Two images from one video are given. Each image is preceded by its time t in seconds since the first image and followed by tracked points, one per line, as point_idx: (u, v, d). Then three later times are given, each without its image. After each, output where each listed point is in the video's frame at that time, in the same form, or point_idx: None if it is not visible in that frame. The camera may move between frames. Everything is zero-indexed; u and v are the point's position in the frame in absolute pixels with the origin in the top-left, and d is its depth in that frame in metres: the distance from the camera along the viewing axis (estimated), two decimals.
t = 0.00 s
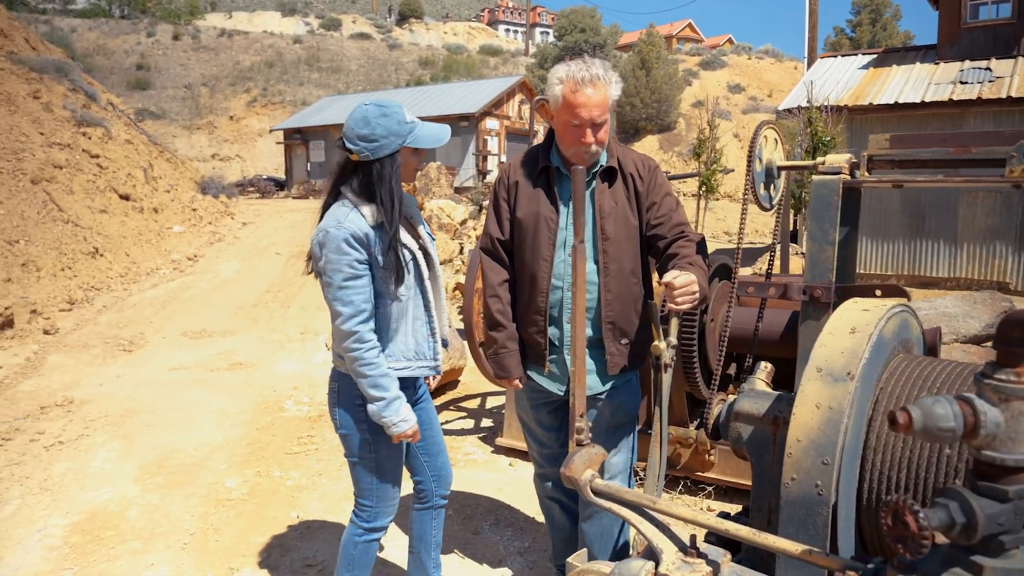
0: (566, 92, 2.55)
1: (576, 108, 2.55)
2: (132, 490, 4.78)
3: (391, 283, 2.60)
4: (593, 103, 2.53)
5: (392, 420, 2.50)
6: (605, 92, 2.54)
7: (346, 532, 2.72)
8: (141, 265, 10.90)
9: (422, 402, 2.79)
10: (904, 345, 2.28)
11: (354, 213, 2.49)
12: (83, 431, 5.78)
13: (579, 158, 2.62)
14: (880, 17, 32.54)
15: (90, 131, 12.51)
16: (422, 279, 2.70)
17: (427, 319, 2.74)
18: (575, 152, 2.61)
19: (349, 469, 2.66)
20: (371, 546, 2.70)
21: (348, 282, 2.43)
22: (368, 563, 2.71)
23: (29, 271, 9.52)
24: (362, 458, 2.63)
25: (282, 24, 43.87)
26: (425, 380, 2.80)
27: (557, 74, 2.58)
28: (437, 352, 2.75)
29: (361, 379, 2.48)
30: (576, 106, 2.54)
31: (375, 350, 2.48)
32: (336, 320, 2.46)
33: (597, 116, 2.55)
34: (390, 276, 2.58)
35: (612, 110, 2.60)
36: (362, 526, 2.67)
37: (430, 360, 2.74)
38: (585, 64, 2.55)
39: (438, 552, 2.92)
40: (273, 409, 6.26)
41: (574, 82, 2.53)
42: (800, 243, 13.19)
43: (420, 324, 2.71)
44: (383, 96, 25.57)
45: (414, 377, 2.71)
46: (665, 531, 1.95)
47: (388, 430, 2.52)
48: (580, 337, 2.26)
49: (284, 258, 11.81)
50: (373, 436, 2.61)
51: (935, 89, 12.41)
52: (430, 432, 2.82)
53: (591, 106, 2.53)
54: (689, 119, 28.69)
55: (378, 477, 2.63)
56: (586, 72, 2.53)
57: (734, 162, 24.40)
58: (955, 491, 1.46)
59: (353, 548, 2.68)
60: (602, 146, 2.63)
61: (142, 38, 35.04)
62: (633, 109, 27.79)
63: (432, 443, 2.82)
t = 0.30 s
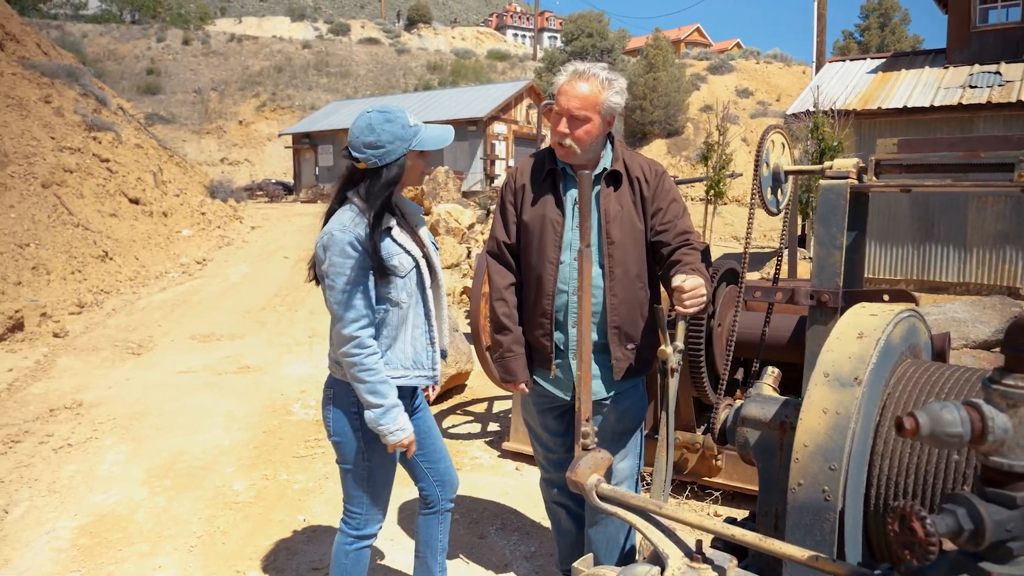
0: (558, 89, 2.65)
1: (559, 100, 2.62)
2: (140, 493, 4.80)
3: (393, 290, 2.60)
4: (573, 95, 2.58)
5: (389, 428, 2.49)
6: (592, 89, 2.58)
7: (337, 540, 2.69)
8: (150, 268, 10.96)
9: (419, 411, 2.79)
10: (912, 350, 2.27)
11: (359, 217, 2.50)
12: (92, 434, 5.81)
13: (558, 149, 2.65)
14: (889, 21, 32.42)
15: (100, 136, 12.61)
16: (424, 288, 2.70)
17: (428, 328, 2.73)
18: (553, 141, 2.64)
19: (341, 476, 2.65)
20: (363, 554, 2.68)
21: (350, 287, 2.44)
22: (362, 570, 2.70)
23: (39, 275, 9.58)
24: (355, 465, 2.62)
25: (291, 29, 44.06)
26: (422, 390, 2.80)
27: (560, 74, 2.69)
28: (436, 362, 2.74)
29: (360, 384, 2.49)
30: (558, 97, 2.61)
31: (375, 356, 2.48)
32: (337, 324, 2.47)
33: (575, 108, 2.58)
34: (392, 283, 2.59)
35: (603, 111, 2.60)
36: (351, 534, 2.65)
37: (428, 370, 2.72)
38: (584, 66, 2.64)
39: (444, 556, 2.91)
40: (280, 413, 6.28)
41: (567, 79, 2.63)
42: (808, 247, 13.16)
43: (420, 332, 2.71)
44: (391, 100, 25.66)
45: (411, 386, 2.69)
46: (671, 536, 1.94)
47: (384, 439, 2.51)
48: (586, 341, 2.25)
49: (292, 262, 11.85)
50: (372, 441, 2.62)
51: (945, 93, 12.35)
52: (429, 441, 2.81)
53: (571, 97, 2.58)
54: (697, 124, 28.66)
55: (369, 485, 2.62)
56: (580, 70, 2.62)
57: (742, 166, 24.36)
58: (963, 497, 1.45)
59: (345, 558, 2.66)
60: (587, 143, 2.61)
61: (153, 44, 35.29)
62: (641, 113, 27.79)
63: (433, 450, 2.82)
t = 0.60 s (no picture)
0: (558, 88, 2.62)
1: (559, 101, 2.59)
2: (148, 489, 4.81)
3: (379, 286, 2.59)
4: (572, 95, 2.55)
5: (356, 428, 2.45)
6: (591, 87, 2.54)
7: (333, 538, 2.72)
8: (158, 266, 11.00)
9: (417, 411, 2.79)
10: (922, 347, 2.26)
11: (349, 210, 2.51)
12: (100, 431, 5.83)
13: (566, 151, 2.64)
14: (899, 19, 32.27)
15: (109, 135, 12.66)
16: (413, 286, 2.68)
17: (416, 329, 2.72)
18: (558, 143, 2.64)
19: (334, 473, 2.67)
20: (357, 552, 2.70)
21: (331, 279, 2.44)
22: (359, 569, 2.71)
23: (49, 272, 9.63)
24: (344, 463, 2.63)
25: (298, 28, 44.14)
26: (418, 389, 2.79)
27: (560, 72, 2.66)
28: (422, 362, 2.71)
29: (335, 380, 2.47)
30: (558, 98, 2.59)
31: (352, 353, 2.47)
32: (320, 317, 2.47)
33: (574, 109, 2.55)
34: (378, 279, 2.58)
35: (605, 107, 2.57)
36: (345, 533, 2.67)
37: (414, 370, 2.70)
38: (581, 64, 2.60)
39: (448, 555, 2.91)
40: (288, 410, 6.29)
41: (566, 78, 2.60)
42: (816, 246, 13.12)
43: (407, 332, 2.69)
44: (398, 99, 25.68)
45: (398, 386, 2.66)
46: (679, 533, 1.93)
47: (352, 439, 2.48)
48: (593, 337, 2.24)
49: (300, 260, 11.88)
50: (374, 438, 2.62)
51: (955, 92, 12.28)
52: (426, 442, 2.81)
53: (571, 98, 2.55)
54: (705, 122, 28.58)
55: (361, 484, 2.63)
56: (580, 69, 2.58)
57: (750, 165, 24.29)
58: (975, 493, 1.43)
59: (340, 555, 2.68)
60: (591, 143, 2.60)
61: (161, 43, 35.42)
62: (649, 112, 27.73)
63: (432, 450, 2.82)
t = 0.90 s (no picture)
0: (566, 91, 2.58)
1: (573, 105, 2.56)
2: (162, 484, 4.85)
3: (382, 281, 2.59)
4: (587, 99, 2.52)
5: (360, 422, 2.46)
6: (604, 89, 2.51)
7: (341, 534, 2.73)
8: (176, 265, 11.09)
9: (424, 409, 2.79)
10: (936, 344, 2.22)
11: (350, 205, 2.52)
12: (117, 426, 5.89)
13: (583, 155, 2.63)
14: (919, 17, 31.89)
15: (128, 135, 12.80)
16: (415, 281, 2.68)
17: (418, 324, 2.72)
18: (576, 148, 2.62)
19: (340, 469, 2.68)
20: (365, 548, 2.71)
21: (333, 274, 2.45)
22: (366, 565, 2.72)
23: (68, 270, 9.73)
24: (349, 459, 2.64)
25: (315, 29, 44.35)
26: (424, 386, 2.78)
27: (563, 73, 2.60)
28: (424, 357, 2.71)
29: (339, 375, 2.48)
30: (572, 103, 2.55)
31: (355, 347, 2.47)
32: (322, 312, 2.48)
33: (592, 114, 2.54)
34: (380, 273, 2.58)
35: (617, 106, 2.57)
36: (352, 529, 2.68)
37: (417, 364, 2.69)
38: (591, 62, 2.55)
39: (456, 553, 2.91)
40: (302, 407, 6.31)
41: (573, 80, 2.54)
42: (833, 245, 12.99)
43: (410, 327, 2.70)
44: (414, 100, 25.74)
45: (402, 381, 2.67)
46: (685, 529, 1.91)
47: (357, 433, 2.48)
48: (600, 333, 2.22)
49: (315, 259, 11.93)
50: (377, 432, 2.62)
51: (975, 89, 12.10)
52: (433, 439, 2.81)
53: (588, 103, 2.53)
54: (722, 122, 28.40)
55: (366, 480, 2.64)
56: (587, 69, 2.52)
57: (768, 164, 24.11)
58: (986, 491, 1.39)
59: (347, 551, 2.69)
60: (607, 144, 2.59)
61: (180, 44, 35.77)
62: (666, 111, 27.61)
63: (440, 448, 2.82)
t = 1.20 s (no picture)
0: (579, 98, 2.54)
1: (589, 113, 2.54)
2: (176, 484, 4.90)
3: (387, 281, 2.62)
4: (605, 107, 2.51)
5: (394, 415, 2.43)
6: (617, 94, 2.51)
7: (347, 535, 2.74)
8: (196, 266, 11.20)
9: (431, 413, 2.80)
10: (944, 350, 2.18)
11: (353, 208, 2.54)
12: (135, 426, 5.97)
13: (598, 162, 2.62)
14: (944, 16, 31.46)
15: (150, 137, 12.97)
16: (420, 282, 2.70)
17: (423, 325, 2.74)
18: (594, 157, 2.60)
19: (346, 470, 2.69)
20: (371, 550, 2.72)
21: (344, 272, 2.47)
22: (372, 567, 2.72)
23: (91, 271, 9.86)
24: (355, 461, 2.65)
25: (337, 31, 44.64)
26: (429, 389, 2.79)
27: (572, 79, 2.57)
28: (430, 357, 2.74)
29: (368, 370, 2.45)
30: (588, 111, 2.53)
31: (379, 339, 2.46)
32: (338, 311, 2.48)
33: (610, 121, 2.53)
34: (386, 273, 2.61)
35: (629, 110, 2.58)
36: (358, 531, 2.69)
37: (423, 365, 2.73)
38: (601, 67, 2.52)
39: (463, 556, 2.90)
40: (316, 408, 6.34)
41: (586, 87, 2.51)
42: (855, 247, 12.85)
43: (415, 327, 2.72)
44: (434, 102, 25.82)
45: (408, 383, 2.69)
46: (682, 538, 1.91)
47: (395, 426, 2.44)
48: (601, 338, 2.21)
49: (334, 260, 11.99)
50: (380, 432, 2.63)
51: (999, 89, 11.90)
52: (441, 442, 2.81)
53: (605, 111, 2.52)
54: (743, 123, 28.19)
55: (370, 481, 2.64)
56: (600, 75, 2.50)
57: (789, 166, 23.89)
58: (980, 503, 1.38)
59: (353, 553, 2.70)
60: (621, 149, 2.61)
61: (203, 47, 36.19)
62: (686, 112, 27.46)
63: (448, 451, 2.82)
